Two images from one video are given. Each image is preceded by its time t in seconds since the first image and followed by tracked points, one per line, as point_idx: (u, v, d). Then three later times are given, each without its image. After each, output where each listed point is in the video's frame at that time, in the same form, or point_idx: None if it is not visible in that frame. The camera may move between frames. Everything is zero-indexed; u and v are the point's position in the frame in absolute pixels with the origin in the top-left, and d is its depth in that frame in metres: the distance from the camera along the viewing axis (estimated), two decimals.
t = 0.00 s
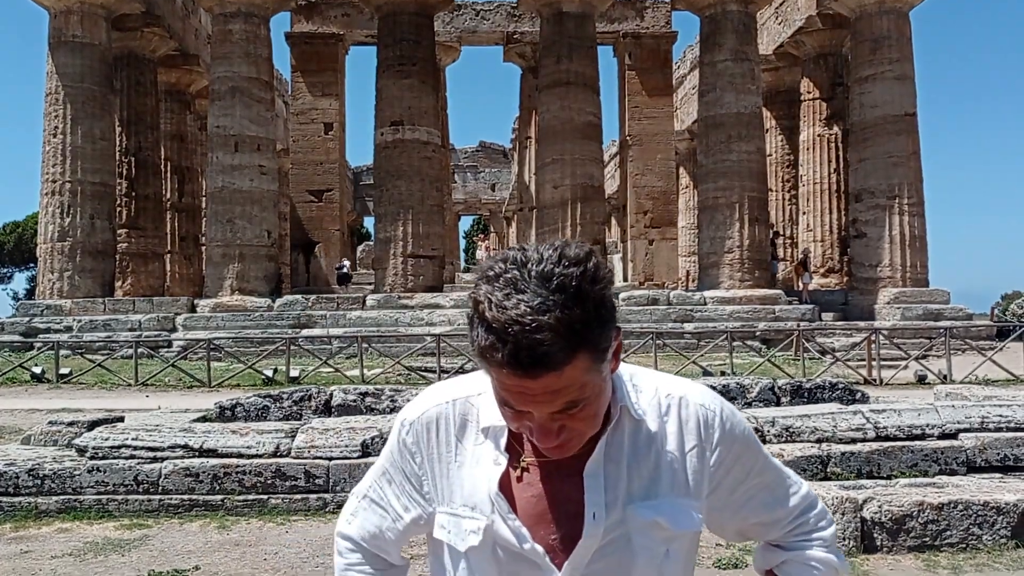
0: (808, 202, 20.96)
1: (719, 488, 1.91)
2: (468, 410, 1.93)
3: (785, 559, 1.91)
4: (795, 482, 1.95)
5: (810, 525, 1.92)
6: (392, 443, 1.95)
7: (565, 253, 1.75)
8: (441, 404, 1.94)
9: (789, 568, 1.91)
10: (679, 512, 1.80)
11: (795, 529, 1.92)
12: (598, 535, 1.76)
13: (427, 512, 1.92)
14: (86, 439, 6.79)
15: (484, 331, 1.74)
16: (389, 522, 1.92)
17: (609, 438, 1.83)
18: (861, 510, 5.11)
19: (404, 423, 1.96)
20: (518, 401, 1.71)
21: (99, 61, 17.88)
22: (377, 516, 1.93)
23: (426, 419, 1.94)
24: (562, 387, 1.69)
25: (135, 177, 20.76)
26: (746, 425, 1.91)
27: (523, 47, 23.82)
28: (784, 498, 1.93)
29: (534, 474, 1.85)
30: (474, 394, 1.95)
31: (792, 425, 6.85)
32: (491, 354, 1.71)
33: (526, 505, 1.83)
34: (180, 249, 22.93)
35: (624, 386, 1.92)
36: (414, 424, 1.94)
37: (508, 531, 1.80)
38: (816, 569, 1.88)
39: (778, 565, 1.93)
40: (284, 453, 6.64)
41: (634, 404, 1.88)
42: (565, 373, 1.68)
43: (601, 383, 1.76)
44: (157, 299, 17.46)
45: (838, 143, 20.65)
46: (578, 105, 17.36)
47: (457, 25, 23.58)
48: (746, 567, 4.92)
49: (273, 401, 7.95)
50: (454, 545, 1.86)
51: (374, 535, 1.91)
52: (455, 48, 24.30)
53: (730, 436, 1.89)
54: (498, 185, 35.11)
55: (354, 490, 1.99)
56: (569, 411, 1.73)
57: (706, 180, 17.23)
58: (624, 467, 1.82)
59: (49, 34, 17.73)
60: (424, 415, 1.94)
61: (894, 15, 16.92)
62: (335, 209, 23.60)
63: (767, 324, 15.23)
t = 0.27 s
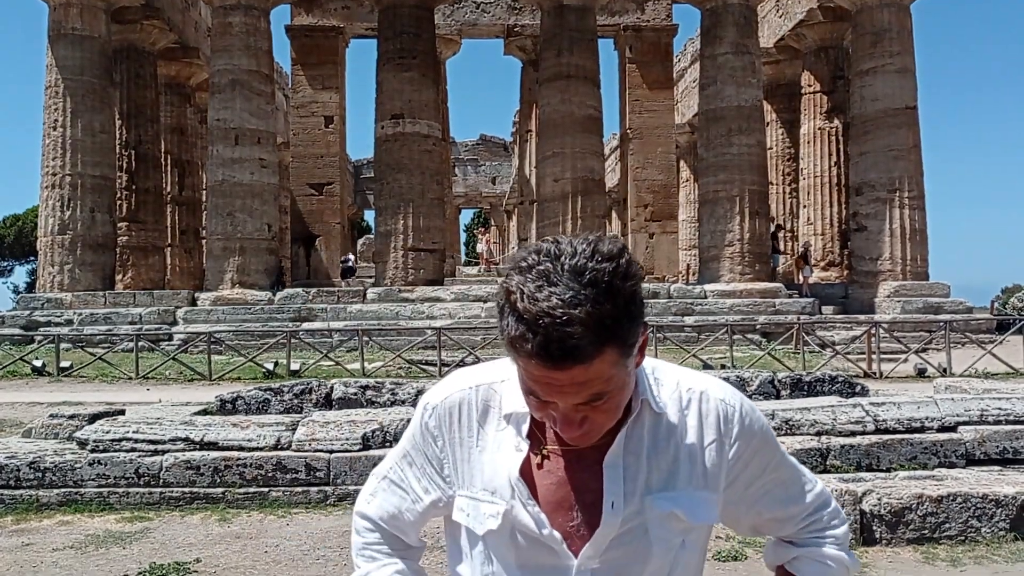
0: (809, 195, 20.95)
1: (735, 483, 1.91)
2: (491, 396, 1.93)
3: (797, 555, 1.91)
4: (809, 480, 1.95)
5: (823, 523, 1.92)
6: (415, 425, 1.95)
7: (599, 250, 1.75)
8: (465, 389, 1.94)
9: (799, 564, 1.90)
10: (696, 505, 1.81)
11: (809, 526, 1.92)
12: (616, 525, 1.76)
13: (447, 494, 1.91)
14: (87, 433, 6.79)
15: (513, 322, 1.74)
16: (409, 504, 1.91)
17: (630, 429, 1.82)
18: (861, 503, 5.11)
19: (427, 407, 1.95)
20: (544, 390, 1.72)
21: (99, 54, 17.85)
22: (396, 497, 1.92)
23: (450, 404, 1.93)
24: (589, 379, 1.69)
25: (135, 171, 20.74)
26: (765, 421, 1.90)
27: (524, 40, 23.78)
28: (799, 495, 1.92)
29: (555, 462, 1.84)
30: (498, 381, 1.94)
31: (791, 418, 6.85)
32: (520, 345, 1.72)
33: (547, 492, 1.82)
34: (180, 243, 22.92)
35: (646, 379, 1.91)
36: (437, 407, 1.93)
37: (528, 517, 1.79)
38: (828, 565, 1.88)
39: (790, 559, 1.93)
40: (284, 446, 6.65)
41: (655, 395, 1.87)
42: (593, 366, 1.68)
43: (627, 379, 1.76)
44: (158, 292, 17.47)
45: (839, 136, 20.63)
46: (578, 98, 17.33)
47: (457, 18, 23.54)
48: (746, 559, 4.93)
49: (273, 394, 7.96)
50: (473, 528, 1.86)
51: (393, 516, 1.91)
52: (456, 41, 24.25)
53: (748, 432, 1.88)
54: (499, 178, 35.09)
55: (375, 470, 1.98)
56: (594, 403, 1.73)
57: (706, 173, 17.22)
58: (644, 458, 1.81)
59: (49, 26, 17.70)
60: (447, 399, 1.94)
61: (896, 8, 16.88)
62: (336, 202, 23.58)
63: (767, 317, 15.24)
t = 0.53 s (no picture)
0: (805, 190, 20.98)
1: (730, 476, 1.91)
2: (490, 391, 1.93)
3: (793, 547, 1.90)
4: (803, 473, 1.95)
5: (816, 515, 1.93)
6: (412, 420, 1.93)
7: (612, 212, 1.78)
8: (463, 384, 1.93)
9: (795, 556, 1.90)
10: (692, 496, 1.81)
11: (803, 518, 1.92)
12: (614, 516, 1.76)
13: (445, 490, 1.88)
14: (83, 428, 6.78)
15: (525, 271, 1.75)
16: (405, 500, 1.88)
17: (627, 421, 1.84)
18: (855, 497, 5.16)
19: (426, 402, 1.93)
20: (554, 341, 1.69)
21: (94, 48, 17.79)
22: (392, 495, 1.88)
23: (449, 398, 1.92)
24: (598, 327, 1.69)
25: (131, 165, 20.69)
26: (759, 414, 1.91)
27: (520, 35, 23.74)
28: (794, 487, 1.92)
29: (555, 454, 1.85)
30: (497, 377, 1.94)
31: (786, 413, 6.86)
32: (531, 291, 1.72)
33: (547, 485, 1.83)
34: (176, 238, 22.88)
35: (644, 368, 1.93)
36: (436, 402, 1.92)
37: (528, 509, 1.79)
38: (823, 557, 1.88)
39: (785, 552, 1.92)
40: (281, 441, 6.66)
41: (653, 385, 1.89)
42: (603, 314, 1.68)
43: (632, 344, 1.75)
44: (153, 287, 17.44)
45: (834, 132, 20.65)
46: (575, 94, 17.32)
47: (453, 13, 23.51)
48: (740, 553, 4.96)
49: (270, 389, 7.96)
50: (471, 523, 1.84)
51: (389, 514, 1.87)
52: (452, 36, 24.21)
53: (743, 425, 1.89)
54: (495, 173, 35.09)
55: (369, 468, 1.94)
56: (603, 359, 1.70)
57: (703, 168, 17.23)
58: (641, 450, 1.82)
59: (43, 20, 17.62)
60: (445, 394, 1.92)
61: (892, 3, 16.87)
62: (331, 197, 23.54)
63: (762, 312, 15.26)
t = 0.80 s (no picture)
0: (796, 189, 21.04)
1: (714, 473, 1.93)
2: (476, 388, 1.93)
3: (775, 546, 1.91)
4: (787, 470, 1.97)
5: (800, 514, 1.94)
6: (396, 418, 1.92)
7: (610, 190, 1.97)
8: (448, 382, 1.93)
9: (779, 555, 1.91)
10: (677, 493, 1.83)
11: (786, 517, 1.93)
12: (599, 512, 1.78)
13: (430, 489, 1.89)
14: (74, 425, 6.76)
15: (525, 225, 1.91)
16: (390, 498, 1.89)
17: (612, 417, 1.86)
18: (846, 495, 5.18)
19: (410, 399, 1.93)
20: (555, 280, 1.83)
21: (84, 44, 17.70)
22: (377, 493, 1.90)
23: (433, 396, 1.92)
24: (597, 269, 1.83)
25: (121, 162, 20.60)
26: (742, 412, 1.93)
27: (512, 33, 23.74)
28: (778, 485, 1.94)
29: (541, 452, 1.87)
30: (484, 374, 1.94)
31: (777, 411, 6.89)
32: (533, 237, 1.87)
33: (533, 482, 1.84)
34: (167, 234, 22.80)
35: (632, 362, 1.94)
36: (420, 400, 1.92)
37: (514, 506, 1.80)
38: (806, 556, 1.89)
39: (768, 551, 1.93)
40: (272, 439, 6.65)
41: (640, 379, 1.90)
42: (600, 256, 1.84)
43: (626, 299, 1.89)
44: (144, 284, 17.39)
45: (825, 130, 20.72)
46: (567, 92, 17.33)
47: (446, 10, 23.49)
48: (733, 550, 4.99)
49: (261, 387, 7.94)
50: (456, 522, 1.84)
51: (374, 512, 1.89)
52: (444, 33, 24.19)
53: (727, 423, 1.91)
54: (487, 170, 35.07)
55: (354, 467, 1.95)
56: (599, 304, 1.83)
57: (694, 167, 17.27)
58: (626, 445, 1.84)
59: (33, 16, 17.53)
60: (431, 391, 1.92)
61: (883, 3, 16.93)
62: (323, 194, 23.44)
63: (754, 310, 15.31)
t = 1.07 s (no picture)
0: (786, 190, 21.12)
1: (690, 476, 1.94)
2: (454, 385, 1.94)
3: (749, 550, 1.93)
4: (762, 473, 1.98)
5: (774, 518, 1.95)
6: (373, 414, 1.91)
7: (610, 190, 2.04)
8: (426, 380, 1.93)
9: (752, 559, 1.92)
10: (653, 493, 1.84)
11: (760, 520, 1.95)
12: (576, 511, 1.79)
13: (405, 487, 1.89)
14: (62, 424, 6.73)
15: (529, 200, 1.96)
16: (365, 496, 1.89)
17: (591, 416, 1.87)
18: (835, 495, 5.21)
19: (386, 396, 1.93)
20: (556, 251, 1.87)
21: (74, 41, 17.62)
22: (351, 490, 1.90)
23: (411, 394, 1.92)
24: (596, 245, 1.89)
25: (111, 160, 20.51)
26: (720, 415, 1.95)
27: (504, 32, 23.74)
28: (752, 487, 1.96)
29: (518, 450, 1.89)
30: (464, 372, 1.95)
31: (767, 411, 6.91)
32: (537, 210, 1.92)
33: (510, 481, 1.86)
34: (157, 233, 22.71)
35: (614, 359, 1.96)
36: (398, 397, 1.92)
37: (491, 504, 1.81)
38: (779, 560, 1.91)
39: (742, 555, 1.94)
40: (263, 438, 6.63)
41: (622, 377, 1.91)
42: (601, 233, 1.89)
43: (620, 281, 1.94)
44: (133, 282, 17.32)
45: (816, 131, 20.78)
46: (559, 92, 17.35)
47: (438, 9, 23.47)
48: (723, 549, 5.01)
49: (252, 386, 7.92)
50: (430, 520, 1.84)
51: (347, 509, 1.89)
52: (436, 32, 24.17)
53: (704, 426, 1.92)
54: (478, 170, 35.06)
55: (327, 462, 1.94)
56: (595, 281, 1.88)
57: (686, 167, 17.31)
58: (604, 444, 1.85)
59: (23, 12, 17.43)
60: (409, 389, 1.92)
61: (873, 5, 17.00)
62: (313, 193, 23.28)
63: (744, 311, 15.35)
